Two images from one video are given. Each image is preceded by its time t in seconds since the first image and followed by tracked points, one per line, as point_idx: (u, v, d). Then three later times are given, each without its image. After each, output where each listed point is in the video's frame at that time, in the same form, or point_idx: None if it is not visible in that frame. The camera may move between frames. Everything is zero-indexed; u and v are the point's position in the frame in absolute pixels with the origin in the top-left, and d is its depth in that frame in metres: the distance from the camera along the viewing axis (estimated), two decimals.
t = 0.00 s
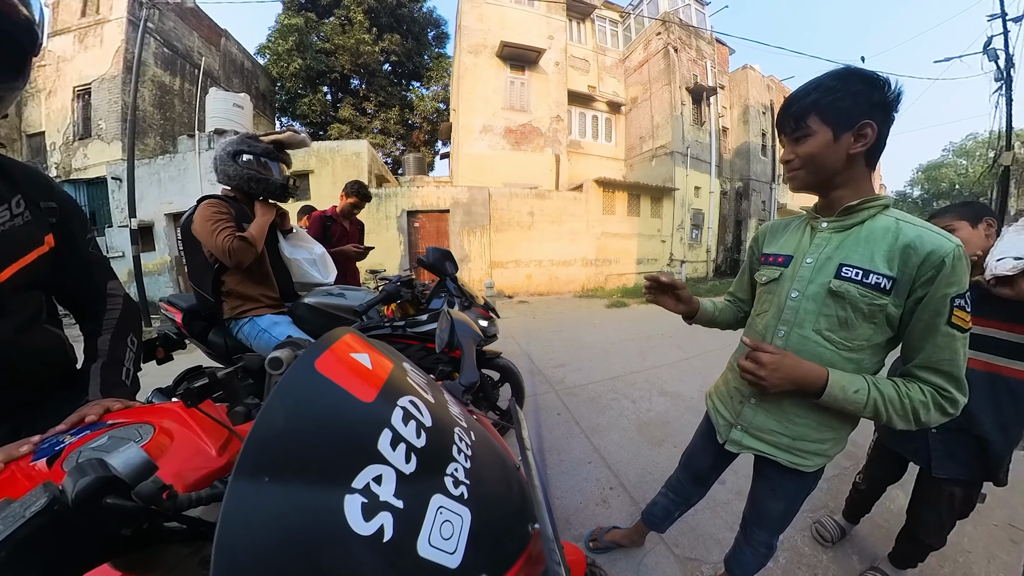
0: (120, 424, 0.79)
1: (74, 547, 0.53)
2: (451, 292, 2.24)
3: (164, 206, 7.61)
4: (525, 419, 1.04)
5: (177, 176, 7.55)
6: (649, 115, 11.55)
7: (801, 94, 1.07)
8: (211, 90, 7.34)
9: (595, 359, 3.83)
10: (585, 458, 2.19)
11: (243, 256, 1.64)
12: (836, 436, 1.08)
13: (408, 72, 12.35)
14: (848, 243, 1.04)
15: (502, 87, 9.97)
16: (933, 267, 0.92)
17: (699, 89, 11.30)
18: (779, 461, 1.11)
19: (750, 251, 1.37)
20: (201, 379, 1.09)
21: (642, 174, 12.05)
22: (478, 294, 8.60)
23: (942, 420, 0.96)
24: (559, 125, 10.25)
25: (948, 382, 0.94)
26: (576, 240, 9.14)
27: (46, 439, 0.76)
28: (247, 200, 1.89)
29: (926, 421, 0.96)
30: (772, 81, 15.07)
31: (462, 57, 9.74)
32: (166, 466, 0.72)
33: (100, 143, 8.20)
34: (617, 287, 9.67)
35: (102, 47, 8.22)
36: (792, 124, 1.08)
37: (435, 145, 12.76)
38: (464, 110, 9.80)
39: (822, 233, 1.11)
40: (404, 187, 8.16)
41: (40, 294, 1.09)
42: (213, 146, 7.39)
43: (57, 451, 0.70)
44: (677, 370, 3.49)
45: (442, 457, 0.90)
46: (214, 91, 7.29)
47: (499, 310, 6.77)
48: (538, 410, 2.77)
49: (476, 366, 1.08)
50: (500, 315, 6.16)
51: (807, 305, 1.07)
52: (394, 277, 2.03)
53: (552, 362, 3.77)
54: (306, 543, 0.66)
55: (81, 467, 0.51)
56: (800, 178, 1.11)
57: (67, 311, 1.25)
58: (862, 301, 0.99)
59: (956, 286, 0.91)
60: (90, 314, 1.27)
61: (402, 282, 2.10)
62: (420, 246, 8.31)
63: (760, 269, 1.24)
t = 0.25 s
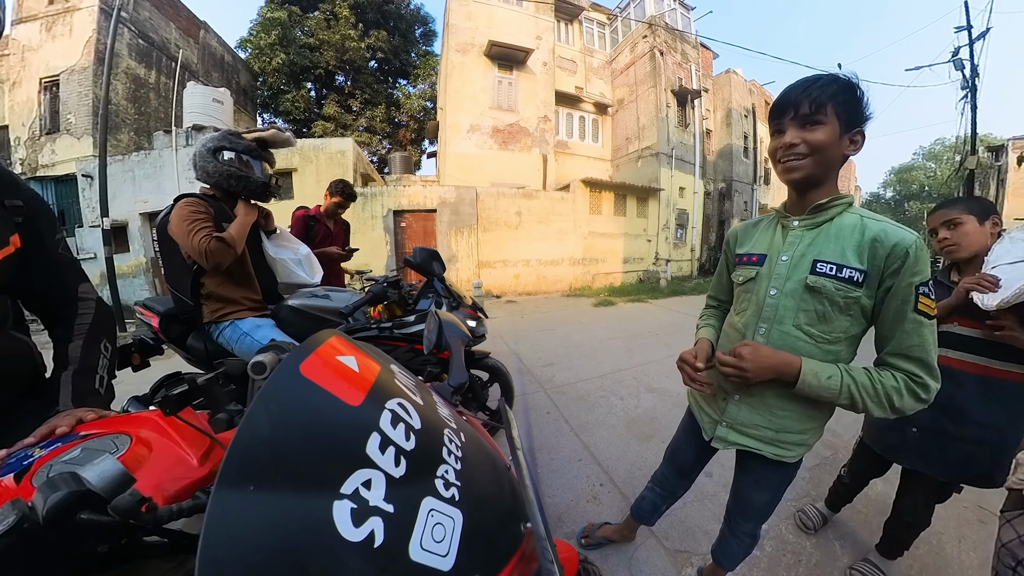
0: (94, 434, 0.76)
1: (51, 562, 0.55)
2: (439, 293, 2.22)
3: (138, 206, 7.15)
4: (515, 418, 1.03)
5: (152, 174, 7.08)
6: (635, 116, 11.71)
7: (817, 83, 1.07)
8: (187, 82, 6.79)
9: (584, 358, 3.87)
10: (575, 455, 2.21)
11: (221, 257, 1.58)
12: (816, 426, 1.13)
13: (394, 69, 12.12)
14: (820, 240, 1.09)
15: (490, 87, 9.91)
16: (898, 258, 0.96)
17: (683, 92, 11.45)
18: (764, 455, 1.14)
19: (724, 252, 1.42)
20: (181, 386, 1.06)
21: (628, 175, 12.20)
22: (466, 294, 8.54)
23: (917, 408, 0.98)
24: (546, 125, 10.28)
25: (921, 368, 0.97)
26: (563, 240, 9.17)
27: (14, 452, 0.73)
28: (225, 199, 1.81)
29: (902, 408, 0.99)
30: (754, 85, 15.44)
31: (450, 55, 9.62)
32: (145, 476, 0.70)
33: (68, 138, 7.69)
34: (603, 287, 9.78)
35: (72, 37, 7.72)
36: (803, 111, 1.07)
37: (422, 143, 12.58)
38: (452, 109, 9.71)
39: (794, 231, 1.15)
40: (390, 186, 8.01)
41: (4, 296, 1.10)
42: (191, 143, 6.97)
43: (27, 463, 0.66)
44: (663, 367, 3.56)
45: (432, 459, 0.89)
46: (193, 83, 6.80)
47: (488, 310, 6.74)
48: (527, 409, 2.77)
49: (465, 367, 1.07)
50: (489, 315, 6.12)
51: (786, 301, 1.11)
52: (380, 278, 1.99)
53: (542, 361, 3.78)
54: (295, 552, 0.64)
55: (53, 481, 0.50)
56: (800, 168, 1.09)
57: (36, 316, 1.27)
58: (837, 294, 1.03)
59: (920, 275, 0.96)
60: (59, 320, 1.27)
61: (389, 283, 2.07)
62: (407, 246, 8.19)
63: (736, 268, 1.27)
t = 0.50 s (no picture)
0: (71, 446, 0.73)
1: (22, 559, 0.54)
2: (428, 293, 2.19)
3: (115, 203, 6.75)
4: (506, 418, 1.03)
5: (131, 171, 6.71)
6: (623, 117, 11.84)
7: (804, 88, 1.10)
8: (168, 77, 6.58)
9: (574, 357, 3.88)
10: (567, 454, 2.22)
11: (200, 260, 1.52)
12: (804, 420, 1.17)
13: (382, 67, 11.92)
14: (804, 240, 1.12)
15: (479, 86, 9.84)
16: (880, 257, 1.02)
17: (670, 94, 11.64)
18: (756, 451, 1.17)
19: (706, 252, 1.44)
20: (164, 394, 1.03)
21: (616, 175, 12.32)
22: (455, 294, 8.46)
23: (890, 388, 1.07)
24: (535, 125, 10.28)
25: (894, 355, 1.06)
26: (552, 240, 9.18)
27: None
28: (208, 198, 1.75)
29: (878, 392, 1.07)
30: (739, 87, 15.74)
31: (439, 53, 9.54)
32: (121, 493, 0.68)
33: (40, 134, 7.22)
34: (592, 286, 9.85)
35: (43, 26, 7.26)
36: (790, 114, 1.10)
37: (410, 142, 12.40)
38: (441, 107, 9.60)
39: (778, 231, 1.18)
40: (377, 185, 7.87)
41: None
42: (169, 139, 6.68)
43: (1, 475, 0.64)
44: (652, 365, 3.61)
45: (423, 461, 0.88)
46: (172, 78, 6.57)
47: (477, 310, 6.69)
48: (518, 409, 2.77)
49: (455, 368, 1.07)
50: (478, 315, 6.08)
51: (774, 300, 1.14)
52: (367, 279, 1.95)
53: (532, 360, 3.78)
54: (285, 561, 0.63)
55: (24, 497, 0.48)
56: (785, 167, 1.12)
57: (7, 324, 1.28)
58: (823, 292, 1.07)
59: (897, 272, 1.02)
60: (33, 324, 1.28)
61: (376, 284, 2.02)
62: (395, 246, 8.06)
63: (721, 268, 1.29)
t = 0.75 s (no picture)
0: (40, 460, 0.70)
1: None
2: (415, 294, 2.16)
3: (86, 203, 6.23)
4: (495, 418, 1.03)
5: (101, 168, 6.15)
6: (610, 118, 11.96)
7: (781, 93, 1.14)
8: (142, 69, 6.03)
9: (563, 355, 3.91)
10: (557, 452, 2.23)
11: (179, 262, 1.46)
12: (789, 412, 1.21)
13: (367, 63, 11.67)
14: (784, 239, 1.17)
15: (466, 84, 9.75)
16: (855, 255, 1.07)
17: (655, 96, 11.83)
18: (745, 444, 1.21)
19: (689, 252, 1.47)
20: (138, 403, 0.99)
21: (603, 175, 12.43)
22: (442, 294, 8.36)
23: (868, 377, 1.13)
24: (522, 125, 10.26)
25: (870, 347, 1.11)
26: (540, 239, 9.17)
27: None
28: (183, 197, 1.68)
29: (857, 382, 1.13)
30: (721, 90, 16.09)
31: (426, 51, 9.42)
32: (99, 507, 0.65)
33: None
34: (580, 284, 9.92)
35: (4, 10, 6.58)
36: (767, 118, 1.14)
37: (396, 140, 12.19)
38: (428, 105, 9.47)
39: (759, 231, 1.22)
40: (362, 183, 7.69)
41: None
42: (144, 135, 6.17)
43: None
44: (639, 362, 3.67)
45: (413, 464, 0.87)
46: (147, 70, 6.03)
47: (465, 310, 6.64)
48: (508, 409, 2.77)
49: (444, 368, 1.06)
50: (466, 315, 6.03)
51: (757, 298, 1.18)
52: (353, 280, 1.91)
53: (521, 360, 3.79)
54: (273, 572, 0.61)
55: None
56: (761, 170, 1.16)
57: None
58: (804, 289, 1.11)
59: (870, 269, 1.08)
60: None
61: (362, 284, 1.99)
62: (381, 245, 7.91)
63: (706, 269, 1.33)
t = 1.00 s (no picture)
0: (15, 475, 0.72)
1: None
2: (403, 294, 2.13)
3: (58, 200, 5.81)
4: (486, 418, 1.03)
5: (75, 164, 5.76)
6: (598, 118, 12.05)
7: (764, 99, 1.17)
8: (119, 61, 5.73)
9: (553, 354, 3.93)
10: (549, 450, 2.24)
11: (137, 270, 1.39)
12: (774, 406, 1.24)
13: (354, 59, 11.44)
14: (767, 239, 1.20)
15: (455, 83, 9.65)
16: (834, 253, 1.11)
17: (644, 97, 11.97)
18: (729, 436, 1.24)
19: (678, 252, 1.51)
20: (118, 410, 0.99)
21: (591, 175, 12.51)
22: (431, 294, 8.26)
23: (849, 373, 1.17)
24: (512, 124, 10.23)
25: (849, 344, 1.15)
26: (529, 239, 9.16)
27: None
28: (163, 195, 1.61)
29: (838, 377, 1.16)
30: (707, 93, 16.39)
31: (415, 48, 9.30)
32: (79, 518, 0.68)
33: None
34: (569, 284, 9.96)
35: None
36: (751, 124, 1.17)
37: (384, 139, 12.00)
38: (416, 104, 9.33)
39: (745, 231, 1.26)
40: (349, 182, 7.52)
41: None
42: (122, 131, 5.81)
43: None
44: (627, 360, 3.72)
45: (404, 466, 0.86)
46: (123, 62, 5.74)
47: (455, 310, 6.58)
48: (498, 408, 2.76)
49: (434, 369, 1.05)
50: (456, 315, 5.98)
51: (742, 296, 1.21)
52: (339, 281, 1.88)
53: (511, 359, 3.78)
54: None
55: None
56: (749, 174, 1.20)
57: None
58: (786, 287, 1.15)
59: (850, 267, 1.11)
60: None
61: (350, 285, 1.95)
62: (368, 245, 7.77)
63: (694, 268, 1.36)
